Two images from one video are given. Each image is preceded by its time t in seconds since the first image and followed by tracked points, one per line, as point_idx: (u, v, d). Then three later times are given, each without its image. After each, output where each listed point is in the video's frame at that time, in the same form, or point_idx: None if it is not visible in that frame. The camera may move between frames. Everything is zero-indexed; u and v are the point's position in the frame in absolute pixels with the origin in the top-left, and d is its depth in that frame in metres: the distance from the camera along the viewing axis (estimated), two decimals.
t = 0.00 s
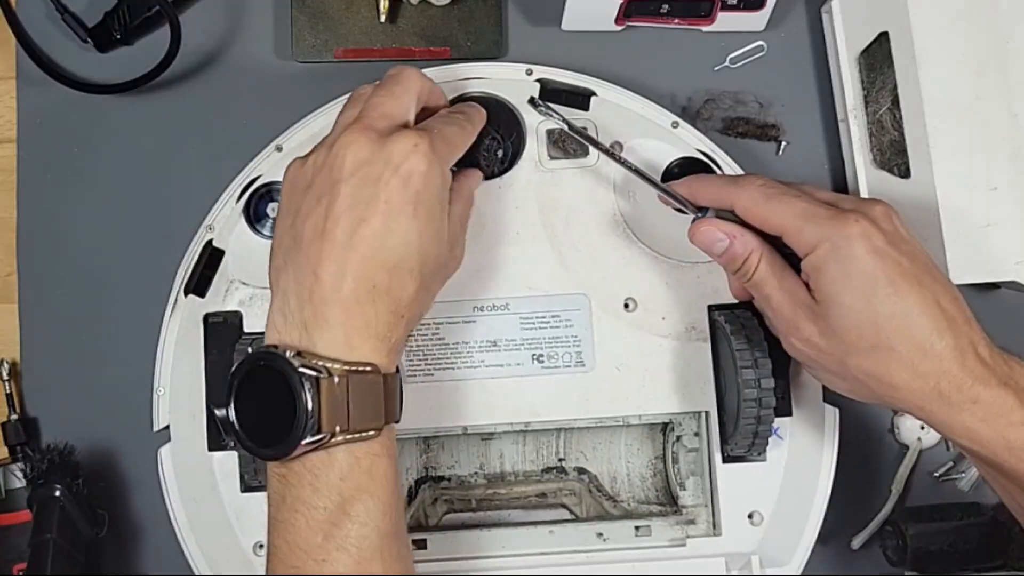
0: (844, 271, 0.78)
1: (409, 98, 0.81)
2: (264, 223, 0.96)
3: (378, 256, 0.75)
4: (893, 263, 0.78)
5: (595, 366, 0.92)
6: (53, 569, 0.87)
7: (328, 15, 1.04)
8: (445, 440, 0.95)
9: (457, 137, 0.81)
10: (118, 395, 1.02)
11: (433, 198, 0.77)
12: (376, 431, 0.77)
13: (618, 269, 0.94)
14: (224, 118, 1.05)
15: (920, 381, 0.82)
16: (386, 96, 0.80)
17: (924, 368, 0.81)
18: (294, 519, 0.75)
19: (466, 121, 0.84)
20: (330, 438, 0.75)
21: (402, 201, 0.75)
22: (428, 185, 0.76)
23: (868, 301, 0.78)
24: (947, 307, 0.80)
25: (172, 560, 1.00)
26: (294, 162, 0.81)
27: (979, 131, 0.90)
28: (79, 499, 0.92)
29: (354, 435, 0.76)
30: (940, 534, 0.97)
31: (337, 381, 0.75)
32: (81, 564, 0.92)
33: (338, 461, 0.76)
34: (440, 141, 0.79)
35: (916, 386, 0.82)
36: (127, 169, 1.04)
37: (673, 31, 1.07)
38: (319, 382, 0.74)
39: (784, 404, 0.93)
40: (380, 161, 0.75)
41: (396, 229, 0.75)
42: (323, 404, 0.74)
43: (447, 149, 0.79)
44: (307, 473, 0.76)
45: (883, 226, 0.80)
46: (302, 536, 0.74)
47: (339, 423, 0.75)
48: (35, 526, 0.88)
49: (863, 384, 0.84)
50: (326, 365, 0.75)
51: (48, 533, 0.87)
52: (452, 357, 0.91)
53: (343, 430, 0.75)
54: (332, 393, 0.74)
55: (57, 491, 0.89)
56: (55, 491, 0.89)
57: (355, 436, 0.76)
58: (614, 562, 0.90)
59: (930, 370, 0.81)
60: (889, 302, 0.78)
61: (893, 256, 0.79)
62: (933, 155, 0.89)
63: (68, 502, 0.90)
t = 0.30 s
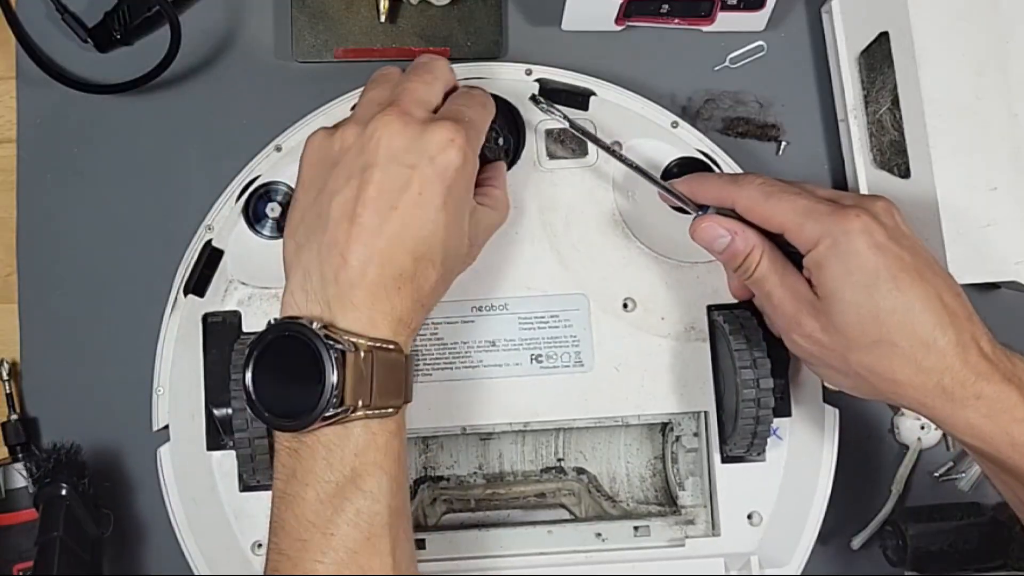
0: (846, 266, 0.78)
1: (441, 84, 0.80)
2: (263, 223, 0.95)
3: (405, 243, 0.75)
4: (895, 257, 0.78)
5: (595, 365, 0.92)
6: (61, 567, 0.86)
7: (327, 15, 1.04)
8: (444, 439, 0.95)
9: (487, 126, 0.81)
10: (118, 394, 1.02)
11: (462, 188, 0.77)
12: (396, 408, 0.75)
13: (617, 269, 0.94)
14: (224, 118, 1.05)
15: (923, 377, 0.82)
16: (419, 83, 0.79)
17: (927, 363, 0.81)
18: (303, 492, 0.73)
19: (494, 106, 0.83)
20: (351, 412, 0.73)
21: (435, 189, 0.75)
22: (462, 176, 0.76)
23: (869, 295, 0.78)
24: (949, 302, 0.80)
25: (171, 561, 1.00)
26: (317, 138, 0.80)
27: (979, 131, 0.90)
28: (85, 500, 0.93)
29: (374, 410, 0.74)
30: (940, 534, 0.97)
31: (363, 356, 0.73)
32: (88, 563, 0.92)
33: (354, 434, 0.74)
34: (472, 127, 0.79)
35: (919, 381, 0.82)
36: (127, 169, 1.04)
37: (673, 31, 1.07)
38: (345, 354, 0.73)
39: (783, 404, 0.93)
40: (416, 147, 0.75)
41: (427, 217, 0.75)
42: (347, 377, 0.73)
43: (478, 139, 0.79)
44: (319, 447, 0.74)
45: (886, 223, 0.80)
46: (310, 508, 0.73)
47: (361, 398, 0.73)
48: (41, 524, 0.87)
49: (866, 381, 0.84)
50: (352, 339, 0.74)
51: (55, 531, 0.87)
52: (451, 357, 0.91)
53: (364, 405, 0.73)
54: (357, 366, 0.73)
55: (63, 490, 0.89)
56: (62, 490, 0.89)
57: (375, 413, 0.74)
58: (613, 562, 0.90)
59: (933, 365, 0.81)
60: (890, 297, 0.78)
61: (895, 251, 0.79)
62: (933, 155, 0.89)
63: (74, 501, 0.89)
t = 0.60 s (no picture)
0: (865, 259, 0.78)
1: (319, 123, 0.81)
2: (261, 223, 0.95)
3: (302, 291, 0.75)
4: (915, 251, 0.78)
5: (591, 366, 0.92)
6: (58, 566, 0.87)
7: (327, 15, 1.04)
8: (441, 440, 0.95)
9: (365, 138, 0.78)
10: (117, 394, 1.02)
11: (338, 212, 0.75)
12: (339, 453, 0.77)
13: (615, 270, 0.94)
14: (224, 118, 1.05)
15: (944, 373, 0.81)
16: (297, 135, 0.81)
17: (948, 358, 0.81)
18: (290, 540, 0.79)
19: (381, 111, 0.80)
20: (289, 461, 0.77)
21: (303, 228, 0.75)
22: (320, 207, 0.75)
23: (890, 289, 0.78)
24: (969, 296, 0.80)
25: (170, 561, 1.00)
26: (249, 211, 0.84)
27: (979, 131, 0.89)
28: (83, 501, 0.93)
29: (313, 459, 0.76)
30: (939, 534, 0.97)
31: (294, 406, 0.76)
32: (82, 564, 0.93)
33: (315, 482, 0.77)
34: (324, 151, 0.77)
35: (941, 377, 0.82)
36: (128, 169, 1.04)
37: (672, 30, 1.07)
38: (278, 407, 0.77)
39: (780, 406, 0.93)
40: (275, 205, 0.77)
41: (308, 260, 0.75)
42: (280, 427, 0.76)
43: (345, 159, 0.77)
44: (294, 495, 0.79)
45: (903, 214, 0.80)
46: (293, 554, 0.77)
47: (295, 445, 0.76)
48: (37, 525, 0.88)
49: (886, 377, 0.83)
50: (289, 391, 0.77)
51: (51, 532, 0.87)
52: (445, 358, 0.91)
53: (301, 453, 0.76)
54: (288, 417, 0.76)
55: (59, 490, 0.90)
56: (57, 491, 0.90)
57: (317, 459, 0.76)
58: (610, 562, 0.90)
59: (954, 360, 0.81)
60: (910, 291, 0.78)
61: (915, 244, 0.78)
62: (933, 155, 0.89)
63: (71, 502, 0.90)
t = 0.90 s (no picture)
0: (908, 242, 0.78)
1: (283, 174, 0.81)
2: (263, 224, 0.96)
3: (275, 358, 0.78)
4: (959, 238, 0.79)
5: (593, 365, 0.92)
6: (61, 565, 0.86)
7: (328, 15, 1.04)
8: (443, 439, 0.95)
9: (306, 188, 0.78)
10: (118, 394, 1.02)
11: (282, 274, 0.75)
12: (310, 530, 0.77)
13: (617, 269, 0.94)
14: (224, 118, 1.04)
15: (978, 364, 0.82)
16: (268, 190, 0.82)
17: (992, 349, 0.81)
18: None
19: (317, 155, 0.78)
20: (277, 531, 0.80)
21: (261, 295, 0.77)
22: (266, 272, 0.76)
23: (938, 274, 0.78)
24: (1007, 284, 0.81)
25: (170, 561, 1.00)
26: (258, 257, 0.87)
27: (980, 131, 0.89)
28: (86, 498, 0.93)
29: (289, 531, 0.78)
30: (940, 534, 0.97)
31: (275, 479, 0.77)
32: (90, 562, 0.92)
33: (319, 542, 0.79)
34: (266, 210, 0.77)
35: (979, 367, 0.82)
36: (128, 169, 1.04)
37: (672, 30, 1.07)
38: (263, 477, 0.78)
39: (782, 404, 0.93)
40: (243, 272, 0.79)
41: (272, 325, 0.77)
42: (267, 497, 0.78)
43: (286, 215, 0.77)
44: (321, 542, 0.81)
45: (943, 200, 0.81)
46: None
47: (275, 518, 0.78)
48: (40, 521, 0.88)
49: (923, 370, 0.83)
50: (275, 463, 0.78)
51: (54, 529, 0.87)
52: (453, 356, 0.91)
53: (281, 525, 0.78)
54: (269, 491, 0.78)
55: (63, 486, 0.90)
56: (61, 487, 0.90)
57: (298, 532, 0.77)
58: (612, 561, 0.90)
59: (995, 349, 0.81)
60: (956, 277, 0.79)
61: (957, 230, 0.79)
62: (933, 155, 0.89)
63: (74, 498, 0.90)
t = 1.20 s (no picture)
0: (884, 229, 0.73)
1: (377, 205, 0.73)
2: (263, 224, 0.96)
3: (367, 411, 0.72)
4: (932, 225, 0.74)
5: (593, 365, 0.92)
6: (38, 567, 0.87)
7: (328, 15, 1.04)
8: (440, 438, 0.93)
9: (413, 240, 0.69)
10: (119, 394, 1.02)
11: (387, 333, 0.68)
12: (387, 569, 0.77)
13: (617, 270, 0.94)
14: (224, 117, 1.04)
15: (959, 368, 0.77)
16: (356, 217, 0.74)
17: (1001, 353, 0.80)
18: None
19: (430, 202, 0.69)
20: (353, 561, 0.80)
21: (360, 352, 0.70)
22: (370, 331, 0.69)
23: (914, 261, 0.73)
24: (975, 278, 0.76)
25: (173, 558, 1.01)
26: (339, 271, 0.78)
27: (981, 131, 0.89)
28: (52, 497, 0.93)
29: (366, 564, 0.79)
30: (940, 534, 0.97)
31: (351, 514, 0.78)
32: (57, 564, 0.93)
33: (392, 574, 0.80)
34: (369, 258, 0.69)
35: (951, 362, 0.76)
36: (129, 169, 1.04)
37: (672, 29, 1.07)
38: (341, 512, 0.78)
39: (782, 405, 0.94)
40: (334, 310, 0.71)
41: (369, 379, 0.70)
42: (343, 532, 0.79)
43: (387, 271, 0.69)
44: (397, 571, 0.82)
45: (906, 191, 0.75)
46: None
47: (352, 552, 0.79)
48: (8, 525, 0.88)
49: (893, 369, 0.77)
50: (353, 499, 0.78)
51: (20, 534, 0.87)
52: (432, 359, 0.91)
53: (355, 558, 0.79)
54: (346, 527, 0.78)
55: (25, 488, 0.90)
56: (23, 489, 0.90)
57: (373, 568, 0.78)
58: (611, 560, 0.92)
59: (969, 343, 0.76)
60: (930, 267, 0.73)
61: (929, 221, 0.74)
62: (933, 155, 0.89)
63: (38, 499, 0.90)
